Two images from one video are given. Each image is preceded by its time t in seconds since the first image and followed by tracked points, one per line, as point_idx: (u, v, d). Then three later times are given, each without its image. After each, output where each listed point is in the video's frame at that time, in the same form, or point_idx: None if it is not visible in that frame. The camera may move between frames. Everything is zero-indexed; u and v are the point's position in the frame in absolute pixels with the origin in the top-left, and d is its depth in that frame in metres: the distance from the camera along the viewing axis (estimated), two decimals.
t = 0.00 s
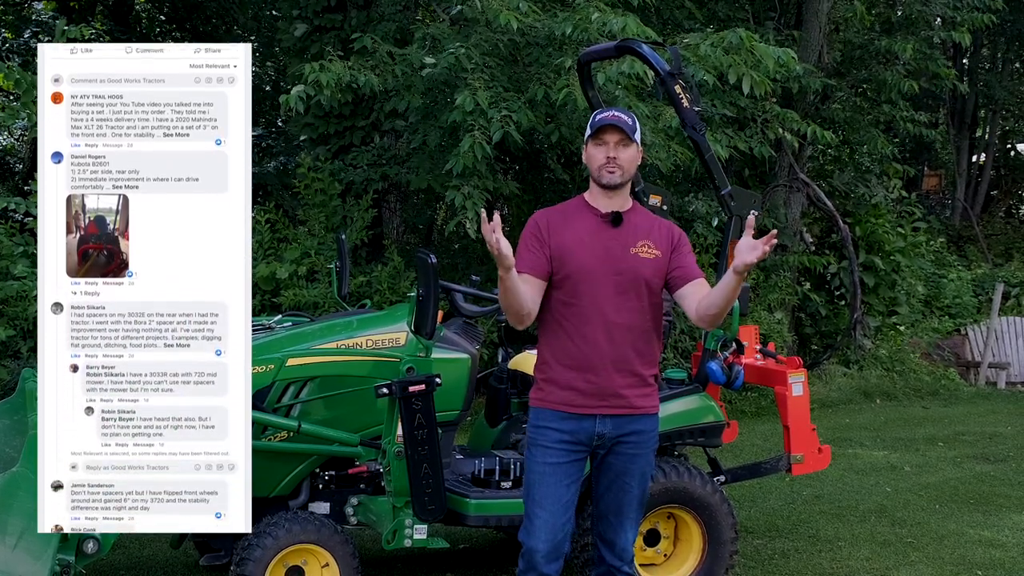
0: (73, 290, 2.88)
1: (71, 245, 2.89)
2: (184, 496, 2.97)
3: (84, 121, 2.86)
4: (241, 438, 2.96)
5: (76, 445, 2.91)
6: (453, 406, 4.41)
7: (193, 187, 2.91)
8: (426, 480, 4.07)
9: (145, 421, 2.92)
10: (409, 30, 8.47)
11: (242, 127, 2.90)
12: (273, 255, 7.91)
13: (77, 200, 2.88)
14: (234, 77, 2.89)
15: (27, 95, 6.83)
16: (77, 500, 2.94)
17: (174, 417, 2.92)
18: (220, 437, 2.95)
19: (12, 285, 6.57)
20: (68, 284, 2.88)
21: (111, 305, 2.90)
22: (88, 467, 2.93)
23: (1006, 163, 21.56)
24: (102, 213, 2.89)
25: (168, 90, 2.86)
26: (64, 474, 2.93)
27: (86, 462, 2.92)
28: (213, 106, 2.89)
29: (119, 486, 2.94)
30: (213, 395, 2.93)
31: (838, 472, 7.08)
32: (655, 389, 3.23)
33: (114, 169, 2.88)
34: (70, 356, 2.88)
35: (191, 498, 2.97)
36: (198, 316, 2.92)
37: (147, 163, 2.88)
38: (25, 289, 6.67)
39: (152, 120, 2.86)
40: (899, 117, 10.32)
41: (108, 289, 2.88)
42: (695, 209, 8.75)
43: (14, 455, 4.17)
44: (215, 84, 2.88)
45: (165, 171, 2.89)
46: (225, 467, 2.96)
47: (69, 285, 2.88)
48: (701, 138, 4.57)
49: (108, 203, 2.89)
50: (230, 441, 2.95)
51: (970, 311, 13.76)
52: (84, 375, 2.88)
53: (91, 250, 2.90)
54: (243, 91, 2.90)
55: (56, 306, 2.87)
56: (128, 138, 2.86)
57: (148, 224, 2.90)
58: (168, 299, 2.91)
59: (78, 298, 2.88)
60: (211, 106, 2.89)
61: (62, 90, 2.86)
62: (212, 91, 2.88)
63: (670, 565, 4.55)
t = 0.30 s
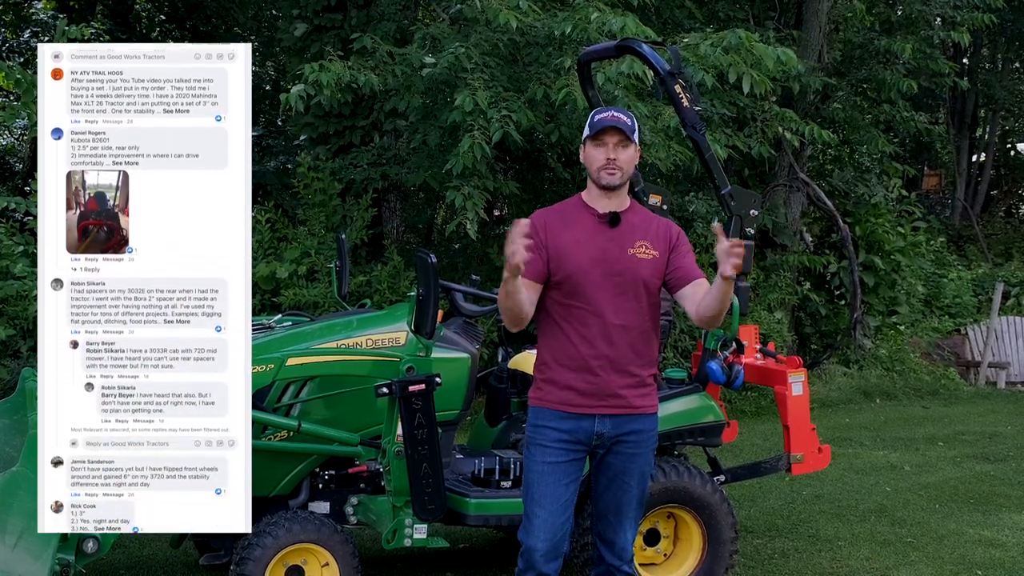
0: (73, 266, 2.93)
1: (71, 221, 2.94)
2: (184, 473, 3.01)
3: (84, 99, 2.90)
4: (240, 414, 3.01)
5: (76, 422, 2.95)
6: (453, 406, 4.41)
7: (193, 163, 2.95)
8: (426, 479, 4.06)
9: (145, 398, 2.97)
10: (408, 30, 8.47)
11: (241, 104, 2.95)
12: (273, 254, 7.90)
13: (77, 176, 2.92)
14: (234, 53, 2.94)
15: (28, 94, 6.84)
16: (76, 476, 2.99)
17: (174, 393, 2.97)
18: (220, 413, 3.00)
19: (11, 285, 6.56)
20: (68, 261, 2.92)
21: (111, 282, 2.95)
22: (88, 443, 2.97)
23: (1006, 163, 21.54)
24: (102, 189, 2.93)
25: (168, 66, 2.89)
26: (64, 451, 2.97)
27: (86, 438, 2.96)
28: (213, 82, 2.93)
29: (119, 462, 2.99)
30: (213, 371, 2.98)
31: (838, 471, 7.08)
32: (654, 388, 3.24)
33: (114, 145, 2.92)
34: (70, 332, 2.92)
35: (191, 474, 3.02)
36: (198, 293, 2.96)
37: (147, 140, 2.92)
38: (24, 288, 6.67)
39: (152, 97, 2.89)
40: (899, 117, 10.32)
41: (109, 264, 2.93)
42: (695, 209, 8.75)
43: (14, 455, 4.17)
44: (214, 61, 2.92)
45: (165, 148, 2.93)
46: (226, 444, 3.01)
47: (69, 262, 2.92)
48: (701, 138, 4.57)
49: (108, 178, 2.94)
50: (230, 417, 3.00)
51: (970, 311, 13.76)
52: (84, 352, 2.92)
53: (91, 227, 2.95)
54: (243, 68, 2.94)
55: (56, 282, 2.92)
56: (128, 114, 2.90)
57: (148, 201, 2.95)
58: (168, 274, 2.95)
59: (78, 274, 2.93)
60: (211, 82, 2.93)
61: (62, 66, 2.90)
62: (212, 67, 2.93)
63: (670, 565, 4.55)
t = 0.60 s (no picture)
0: (73, 242, 2.95)
1: (71, 196, 2.96)
2: (184, 449, 3.04)
3: (84, 74, 2.92)
4: (240, 390, 3.03)
5: (76, 397, 2.97)
6: (452, 405, 4.41)
7: (193, 139, 2.98)
8: (425, 478, 4.06)
9: (145, 373, 2.99)
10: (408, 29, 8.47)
11: (241, 81, 2.97)
12: (272, 253, 7.90)
13: (77, 151, 2.95)
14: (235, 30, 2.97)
15: (27, 93, 6.84)
16: (77, 452, 3.00)
17: (174, 368, 2.99)
18: (220, 389, 3.02)
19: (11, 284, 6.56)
20: (68, 236, 2.95)
21: (111, 258, 2.97)
22: (88, 419, 2.99)
23: (1006, 162, 21.51)
24: (102, 165, 2.96)
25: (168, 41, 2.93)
26: (64, 426, 2.99)
27: (86, 414, 2.98)
28: (213, 58, 2.96)
29: (119, 437, 3.01)
30: (214, 347, 3.00)
31: (838, 470, 7.08)
32: (653, 386, 3.24)
33: (114, 121, 2.95)
34: (70, 308, 2.94)
35: (191, 450, 3.04)
36: (198, 268, 2.99)
37: (147, 116, 2.94)
38: (24, 287, 6.67)
39: (152, 72, 2.92)
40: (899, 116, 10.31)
41: (108, 241, 2.96)
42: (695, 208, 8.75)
43: (14, 454, 4.17)
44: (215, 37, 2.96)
45: (164, 124, 2.96)
46: (226, 419, 3.04)
47: (69, 238, 2.95)
48: (701, 136, 4.57)
49: (108, 154, 2.96)
50: (230, 394, 3.03)
51: (970, 310, 13.75)
52: (84, 327, 2.94)
53: (91, 202, 2.98)
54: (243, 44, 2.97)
55: (56, 258, 2.94)
56: (128, 90, 2.92)
57: (147, 177, 2.97)
58: (168, 249, 2.97)
59: (78, 250, 2.96)
60: (212, 58, 2.96)
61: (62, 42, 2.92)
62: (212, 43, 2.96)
63: (670, 563, 4.55)
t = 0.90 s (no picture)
0: (73, 219, 2.95)
1: (71, 172, 2.96)
2: (184, 425, 3.00)
3: (84, 50, 2.91)
4: (241, 366, 3.00)
5: (76, 374, 2.94)
6: (452, 402, 4.40)
7: (193, 116, 2.97)
8: (425, 476, 4.05)
9: (145, 350, 2.96)
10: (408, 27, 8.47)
11: (242, 57, 2.97)
12: (272, 252, 7.89)
13: (76, 128, 2.94)
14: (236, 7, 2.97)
15: (26, 92, 6.83)
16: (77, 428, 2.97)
17: (175, 344, 2.97)
18: (220, 365, 2.99)
19: (10, 282, 6.57)
20: (68, 213, 2.94)
21: (111, 234, 2.95)
22: (89, 396, 2.96)
23: (1006, 159, 21.49)
24: (102, 142, 2.96)
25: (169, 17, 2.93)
26: (64, 403, 2.96)
27: (86, 391, 2.96)
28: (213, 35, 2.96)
29: (119, 414, 2.98)
30: (214, 324, 2.98)
31: (838, 468, 7.08)
32: (653, 384, 3.23)
33: (114, 98, 2.94)
34: (70, 285, 2.94)
35: (191, 426, 3.01)
36: (198, 245, 2.97)
37: (147, 92, 2.94)
38: (23, 286, 6.67)
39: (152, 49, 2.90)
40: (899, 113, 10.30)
41: (108, 217, 2.95)
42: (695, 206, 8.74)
43: (14, 452, 4.17)
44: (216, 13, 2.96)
45: (164, 100, 2.95)
46: (226, 396, 3.00)
47: (69, 214, 2.94)
48: (701, 134, 4.57)
49: (108, 131, 2.96)
50: (230, 370, 3.00)
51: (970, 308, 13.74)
52: (84, 304, 2.94)
53: (91, 178, 2.97)
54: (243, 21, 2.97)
55: (56, 235, 2.93)
56: (128, 66, 2.92)
57: (148, 153, 2.97)
58: (169, 226, 2.96)
59: (78, 226, 2.95)
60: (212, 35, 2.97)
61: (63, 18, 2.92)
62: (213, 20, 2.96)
63: (670, 561, 4.55)
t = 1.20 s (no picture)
0: (73, 192, 2.91)
1: (71, 146, 2.93)
2: (184, 399, 2.97)
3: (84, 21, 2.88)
4: (241, 341, 2.96)
5: (76, 346, 2.91)
6: (452, 401, 4.40)
7: (193, 90, 2.93)
8: (425, 475, 4.05)
9: (144, 323, 2.93)
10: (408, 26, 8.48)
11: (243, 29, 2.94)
12: (273, 250, 7.89)
13: (76, 102, 2.90)
14: None
15: (26, 91, 6.83)
16: (76, 402, 2.93)
17: (175, 318, 2.93)
18: (219, 339, 2.95)
19: (10, 281, 6.57)
20: (67, 186, 2.91)
21: (111, 208, 2.92)
22: (89, 369, 2.93)
23: (1006, 157, 21.47)
24: (103, 116, 2.92)
25: None
26: (64, 376, 2.92)
27: (86, 363, 2.92)
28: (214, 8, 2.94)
29: (119, 387, 2.94)
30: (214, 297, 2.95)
31: (838, 466, 7.08)
32: (652, 382, 3.23)
33: (114, 71, 2.91)
34: (70, 259, 2.90)
35: (191, 400, 2.97)
36: (198, 218, 2.94)
37: (148, 66, 2.91)
38: (24, 285, 6.68)
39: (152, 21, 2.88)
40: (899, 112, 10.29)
41: (108, 190, 2.91)
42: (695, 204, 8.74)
43: (14, 451, 4.17)
44: None
45: (165, 74, 2.92)
46: (226, 369, 2.97)
47: (69, 187, 2.91)
48: (701, 132, 4.57)
49: (108, 105, 2.92)
50: (230, 343, 2.96)
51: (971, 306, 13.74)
52: (84, 277, 2.91)
53: (91, 152, 2.95)
54: None
55: (56, 209, 2.90)
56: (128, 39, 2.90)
57: (148, 127, 2.93)
58: (169, 199, 2.92)
59: (78, 200, 2.91)
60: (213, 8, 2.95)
61: None
62: None
63: (670, 560, 4.56)
